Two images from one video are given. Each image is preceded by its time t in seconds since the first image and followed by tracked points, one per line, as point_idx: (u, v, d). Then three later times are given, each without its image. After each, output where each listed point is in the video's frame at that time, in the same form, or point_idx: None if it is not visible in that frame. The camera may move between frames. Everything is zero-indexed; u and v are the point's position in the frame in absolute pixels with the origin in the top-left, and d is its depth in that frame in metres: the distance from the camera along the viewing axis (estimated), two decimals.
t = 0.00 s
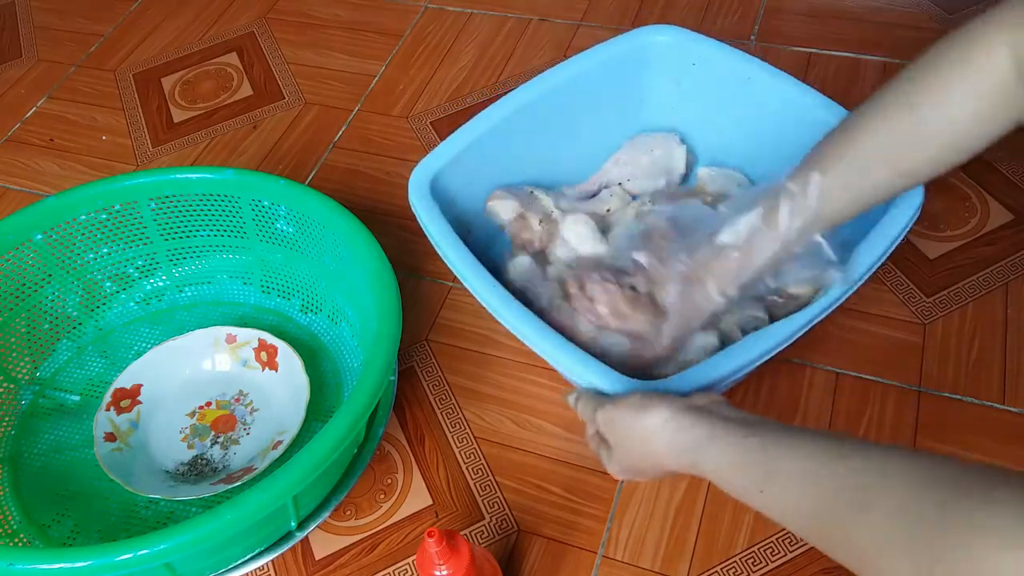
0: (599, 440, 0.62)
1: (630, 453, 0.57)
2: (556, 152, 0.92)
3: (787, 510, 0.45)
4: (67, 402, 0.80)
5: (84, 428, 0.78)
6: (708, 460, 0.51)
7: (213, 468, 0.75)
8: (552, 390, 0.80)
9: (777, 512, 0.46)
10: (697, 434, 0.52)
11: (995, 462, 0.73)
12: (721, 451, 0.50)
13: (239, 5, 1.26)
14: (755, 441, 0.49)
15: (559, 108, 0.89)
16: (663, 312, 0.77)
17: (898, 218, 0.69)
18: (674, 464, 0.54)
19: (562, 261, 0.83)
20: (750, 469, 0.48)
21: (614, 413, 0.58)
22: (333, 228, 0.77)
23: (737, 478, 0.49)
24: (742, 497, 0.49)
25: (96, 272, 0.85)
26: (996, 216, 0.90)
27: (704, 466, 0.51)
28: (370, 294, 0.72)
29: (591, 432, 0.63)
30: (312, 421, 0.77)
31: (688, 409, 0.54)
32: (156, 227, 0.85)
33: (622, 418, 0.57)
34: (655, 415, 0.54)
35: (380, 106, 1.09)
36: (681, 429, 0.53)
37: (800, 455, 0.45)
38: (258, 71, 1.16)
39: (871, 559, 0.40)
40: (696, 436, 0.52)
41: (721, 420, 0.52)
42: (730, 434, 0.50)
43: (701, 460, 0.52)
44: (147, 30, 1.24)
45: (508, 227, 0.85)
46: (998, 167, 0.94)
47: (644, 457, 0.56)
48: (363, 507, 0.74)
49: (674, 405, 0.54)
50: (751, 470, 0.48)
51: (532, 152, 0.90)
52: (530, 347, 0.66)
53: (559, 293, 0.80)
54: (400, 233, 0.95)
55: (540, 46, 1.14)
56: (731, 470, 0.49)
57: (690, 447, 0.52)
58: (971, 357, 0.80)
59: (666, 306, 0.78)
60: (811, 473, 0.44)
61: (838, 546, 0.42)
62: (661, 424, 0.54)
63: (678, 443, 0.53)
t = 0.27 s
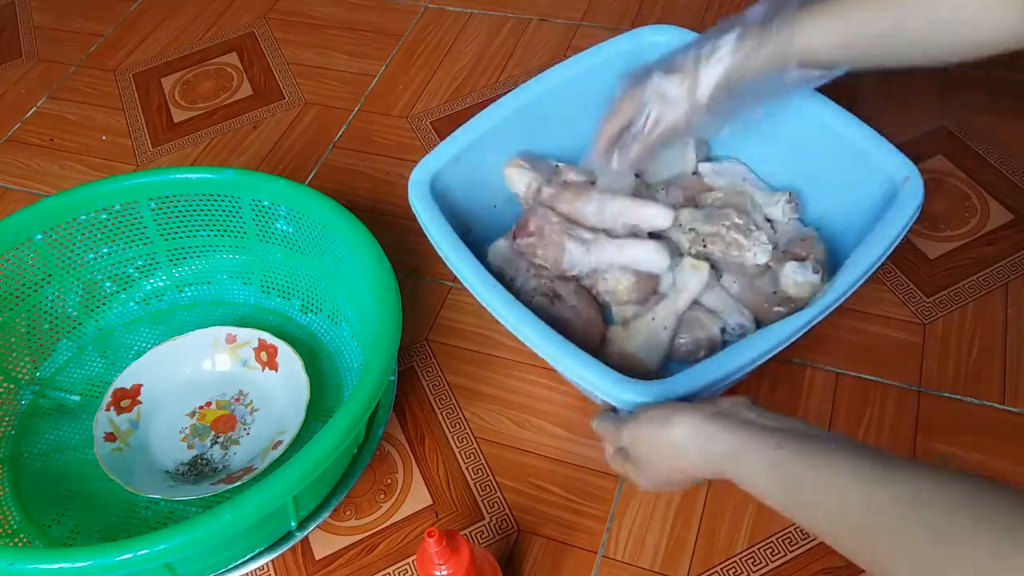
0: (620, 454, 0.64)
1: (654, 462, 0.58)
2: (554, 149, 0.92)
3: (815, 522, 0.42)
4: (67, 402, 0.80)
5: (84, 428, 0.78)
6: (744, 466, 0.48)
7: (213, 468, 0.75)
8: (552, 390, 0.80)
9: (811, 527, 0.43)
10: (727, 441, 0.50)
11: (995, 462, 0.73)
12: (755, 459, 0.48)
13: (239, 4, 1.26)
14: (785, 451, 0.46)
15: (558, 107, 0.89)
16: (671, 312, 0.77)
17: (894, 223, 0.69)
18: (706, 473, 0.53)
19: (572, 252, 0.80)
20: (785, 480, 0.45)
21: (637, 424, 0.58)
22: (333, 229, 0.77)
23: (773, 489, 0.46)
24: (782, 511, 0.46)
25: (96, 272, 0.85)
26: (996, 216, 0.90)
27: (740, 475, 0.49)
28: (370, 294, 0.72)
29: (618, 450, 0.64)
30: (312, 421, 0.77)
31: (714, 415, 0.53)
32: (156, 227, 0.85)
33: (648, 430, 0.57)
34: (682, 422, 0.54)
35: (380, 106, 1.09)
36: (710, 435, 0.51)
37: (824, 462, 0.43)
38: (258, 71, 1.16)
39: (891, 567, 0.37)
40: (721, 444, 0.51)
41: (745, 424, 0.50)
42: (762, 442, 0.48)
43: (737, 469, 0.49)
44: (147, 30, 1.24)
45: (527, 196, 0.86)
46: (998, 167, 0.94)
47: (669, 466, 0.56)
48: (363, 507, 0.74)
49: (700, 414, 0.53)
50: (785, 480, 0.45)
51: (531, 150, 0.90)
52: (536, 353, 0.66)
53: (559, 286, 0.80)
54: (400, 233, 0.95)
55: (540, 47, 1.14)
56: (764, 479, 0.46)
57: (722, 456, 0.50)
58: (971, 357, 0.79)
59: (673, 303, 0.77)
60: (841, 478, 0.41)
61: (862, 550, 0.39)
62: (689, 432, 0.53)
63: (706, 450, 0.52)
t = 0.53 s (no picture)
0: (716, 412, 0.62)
1: (766, 425, 0.59)
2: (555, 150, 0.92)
3: (932, 521, 0.47)
4: (67, 402, 0.80)
5: (84, 428, 0.78)
6: (860, 453, 0.52)
7: (213, 468, 0.75)
8: (552, 390, 0.80)
9: (921, 518, 0.48)
10: (853, 423, 0.53)
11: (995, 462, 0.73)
12: (881, 449, 0.51)
13: (239, 4, 1.26)
14: (908, 445, 0.50)
15: (558, 108, 0.89)
16: (682, 320, 0.75)
17: (895, 221, 0.69)
18: (818, 439, 0.56)
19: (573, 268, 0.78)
20: (902, 474, 0.49)
21: (761, 397, 0.58)
22: (333, 229, 0.77)
23: (890, 478, 0.50)
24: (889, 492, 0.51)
25: (96, 272, 0.85)
26: (996, 217, 0.90)
27: (855, 455, 0.53)
28: (370, 294, 0.72)
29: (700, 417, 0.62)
30: (312, 421, 0.77)
31: (852, 398, 0.54)
32: (156, 227, 0.85)
33: (771, 405, 0.57)
34: (813, 400, 0.55)
35: (380, 106, 1.09)
36: (844, 418, 0.54)
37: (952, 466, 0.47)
38: (258, 71, 1.16)
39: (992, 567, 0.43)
40: (852, 427, 0.53)
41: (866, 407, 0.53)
42: (886, 433, 0.51)
43: (855, 451, 0.53)
44: (147, 29, 1.24)
45: (516, 211, 0.86)
46: (998, 167, 0.94)
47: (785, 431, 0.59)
48: (363, 507, 0.74)
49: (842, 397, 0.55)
50: (902, 473, 0.49)
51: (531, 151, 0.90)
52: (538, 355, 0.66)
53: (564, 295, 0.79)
54: (400, 233, 0.95)
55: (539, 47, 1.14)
56: (884, 468, 0.51)
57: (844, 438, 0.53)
58: (972, 357, 0.79)
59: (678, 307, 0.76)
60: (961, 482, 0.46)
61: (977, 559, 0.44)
62: (813, 408, 0.55)
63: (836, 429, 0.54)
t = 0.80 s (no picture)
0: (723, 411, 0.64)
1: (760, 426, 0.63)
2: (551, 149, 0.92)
3: (921, 529, 0.48)
4: (67, 402, 0.80)
5: (84, 428, 0.78)
6: (852, 462, 0.55)
7: (213, 468, 0.75)
8: (553, 390, 0.80)
9: (910, 526, 0.50)
10: (844, 431, 0.56)
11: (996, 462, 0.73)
12: (872, 459, 0.53)
13: (239, 4, 1.26)
14: (897, 454, 0.52)
15: (555, 108, 0.89)
16: (665, 320, 0.74)
17: (888, 225, 0.68)
18: (811, 444, 0.59)
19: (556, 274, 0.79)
20: (892, 483, 0.51)
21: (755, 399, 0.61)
22: (333, 229, 0.77)
23: (880, 488, 0.52)
24: (880, 501, 0.53)
25: (96, 272, 0.85)
26: (996, 217, 0.90)
27: (846, 464, 0.56)
28: (370, 294, 0.72)
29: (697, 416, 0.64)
30: (311, 421, 0.77)
31: (843, 406, 0.58)
32: (156, 227, 0.85)
33: (763, 406, 0.61)
34: (805, 405, 0.59)
35: (379, 106, 1.09)
36: (833, 426, 0.57)
37: (940, 474, 0.48)
38: (258, 71, 1.15)
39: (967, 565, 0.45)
40: (841, 434, 0.56)
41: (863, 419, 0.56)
42: (876, 443, 0.54)
43: (846, 460, 0.55)
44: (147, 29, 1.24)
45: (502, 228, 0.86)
46: (998, 167, 0.94)
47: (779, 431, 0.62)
48: (363, 507, 0.73)
49: (833, 407, 0.58)
50: (891, 483, 0.51)
51: (527, 151, 0.90)
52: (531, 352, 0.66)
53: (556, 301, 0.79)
54: (400, 234, 0.95)
55: (539, 46, 1.14)
56: (874, 478, 0.53)
57: (835, 445, 0.56)
58: (972, 357, 0.79)
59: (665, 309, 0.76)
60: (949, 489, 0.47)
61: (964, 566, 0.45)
62: (806, 413, 0.59)
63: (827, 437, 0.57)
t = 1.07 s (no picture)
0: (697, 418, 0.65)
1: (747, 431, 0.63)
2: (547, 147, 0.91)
3: (909, 528, 0.47)
4: (67, 402, 0.80)
5: (84, 428, 0.78)
6: (842, 463, 0.54)
7: (213, 468, 0.75)
8: (553, 390, 0.80)
9: (899, 526, 0.48)
10: (833, 432, 0.56)
11: (996, 462, 0.73)
12: (858, 461, 0.53)
13: (239, 4, 1.26)
14: (886, 456, 0.51)
15: (551, 108, 0.89)
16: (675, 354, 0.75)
17: (882, 227, 0.68)
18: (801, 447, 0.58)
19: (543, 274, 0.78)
20: (880, 485, 0.50)
21: (740, 403, 0.61)
22: (333, 229, 0.77)
23: (869, 489, 0.51)
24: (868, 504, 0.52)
25: (96, 272, 0.85)
26: (996, 217, 0.90)
27: (836, 465, 0.55)
28: (370, 294, 0.72)
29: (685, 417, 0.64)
30: (311, 421, 0.77)
31: (831, 407, 0.57)
32: (156, 227, 0.85)
33: (750, 408, 0.61)
34: (793, 408, 0.58)
35: (379, 106, 1.09)
36: (822, 429, 0.56)
37: (929, 474, 0.48)
38: (258, 71, 1.15)
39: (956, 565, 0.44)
40: (831, 437, 0.55)
41: (852, 420, 0.56)
42: (865, 444, 0.53)
43: (836, 462, 0.55)
44: (147, 29, 1.24)
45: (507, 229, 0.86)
46: (998, 167, 0.94)
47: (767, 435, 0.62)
48: (363, 507, 0.73)
49: (820, 409, 0.57)
50: (878, 484, 0.50)
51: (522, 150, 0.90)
52: (521, 352, 0.66)
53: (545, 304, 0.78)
54: (400, 233, 0.95)
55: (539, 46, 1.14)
56: (864, 480, 0.52)
57: (826, 446, 0.56)
58: (972, 357, 0.79)
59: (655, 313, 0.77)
60: (935, 487, 0.47)
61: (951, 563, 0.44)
62: (794, 416, 0.58)
63: (815, 439, 0.57)
